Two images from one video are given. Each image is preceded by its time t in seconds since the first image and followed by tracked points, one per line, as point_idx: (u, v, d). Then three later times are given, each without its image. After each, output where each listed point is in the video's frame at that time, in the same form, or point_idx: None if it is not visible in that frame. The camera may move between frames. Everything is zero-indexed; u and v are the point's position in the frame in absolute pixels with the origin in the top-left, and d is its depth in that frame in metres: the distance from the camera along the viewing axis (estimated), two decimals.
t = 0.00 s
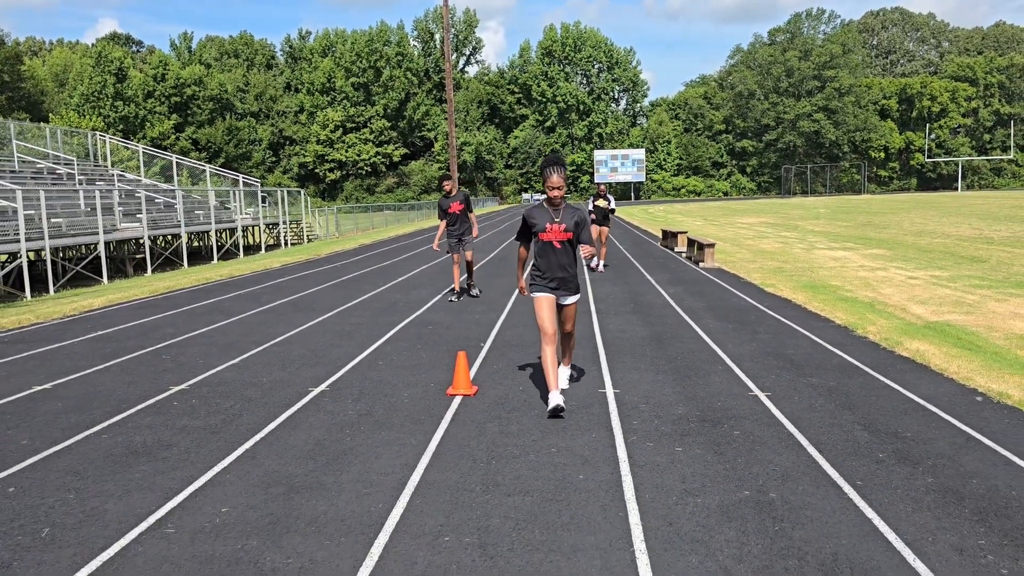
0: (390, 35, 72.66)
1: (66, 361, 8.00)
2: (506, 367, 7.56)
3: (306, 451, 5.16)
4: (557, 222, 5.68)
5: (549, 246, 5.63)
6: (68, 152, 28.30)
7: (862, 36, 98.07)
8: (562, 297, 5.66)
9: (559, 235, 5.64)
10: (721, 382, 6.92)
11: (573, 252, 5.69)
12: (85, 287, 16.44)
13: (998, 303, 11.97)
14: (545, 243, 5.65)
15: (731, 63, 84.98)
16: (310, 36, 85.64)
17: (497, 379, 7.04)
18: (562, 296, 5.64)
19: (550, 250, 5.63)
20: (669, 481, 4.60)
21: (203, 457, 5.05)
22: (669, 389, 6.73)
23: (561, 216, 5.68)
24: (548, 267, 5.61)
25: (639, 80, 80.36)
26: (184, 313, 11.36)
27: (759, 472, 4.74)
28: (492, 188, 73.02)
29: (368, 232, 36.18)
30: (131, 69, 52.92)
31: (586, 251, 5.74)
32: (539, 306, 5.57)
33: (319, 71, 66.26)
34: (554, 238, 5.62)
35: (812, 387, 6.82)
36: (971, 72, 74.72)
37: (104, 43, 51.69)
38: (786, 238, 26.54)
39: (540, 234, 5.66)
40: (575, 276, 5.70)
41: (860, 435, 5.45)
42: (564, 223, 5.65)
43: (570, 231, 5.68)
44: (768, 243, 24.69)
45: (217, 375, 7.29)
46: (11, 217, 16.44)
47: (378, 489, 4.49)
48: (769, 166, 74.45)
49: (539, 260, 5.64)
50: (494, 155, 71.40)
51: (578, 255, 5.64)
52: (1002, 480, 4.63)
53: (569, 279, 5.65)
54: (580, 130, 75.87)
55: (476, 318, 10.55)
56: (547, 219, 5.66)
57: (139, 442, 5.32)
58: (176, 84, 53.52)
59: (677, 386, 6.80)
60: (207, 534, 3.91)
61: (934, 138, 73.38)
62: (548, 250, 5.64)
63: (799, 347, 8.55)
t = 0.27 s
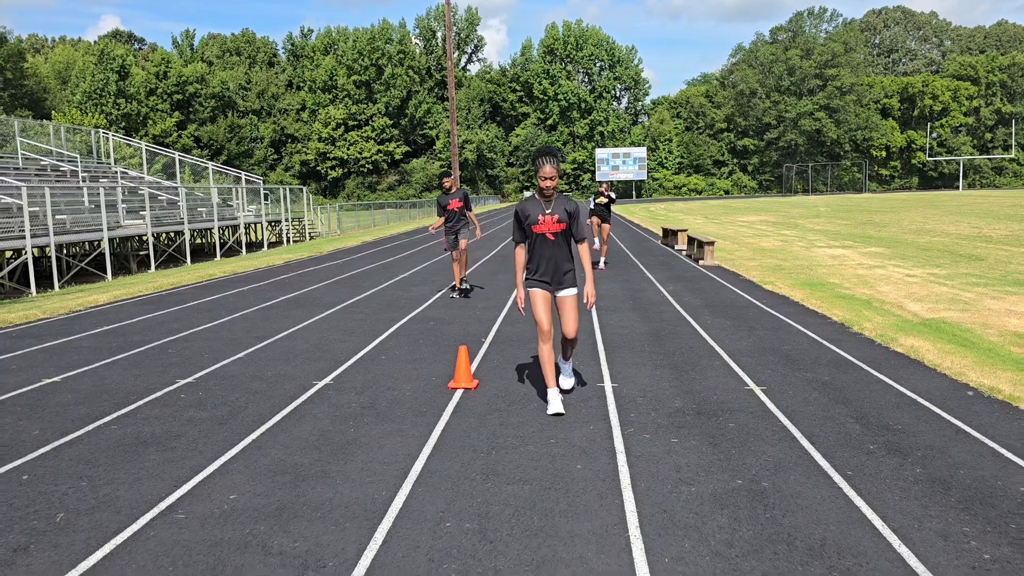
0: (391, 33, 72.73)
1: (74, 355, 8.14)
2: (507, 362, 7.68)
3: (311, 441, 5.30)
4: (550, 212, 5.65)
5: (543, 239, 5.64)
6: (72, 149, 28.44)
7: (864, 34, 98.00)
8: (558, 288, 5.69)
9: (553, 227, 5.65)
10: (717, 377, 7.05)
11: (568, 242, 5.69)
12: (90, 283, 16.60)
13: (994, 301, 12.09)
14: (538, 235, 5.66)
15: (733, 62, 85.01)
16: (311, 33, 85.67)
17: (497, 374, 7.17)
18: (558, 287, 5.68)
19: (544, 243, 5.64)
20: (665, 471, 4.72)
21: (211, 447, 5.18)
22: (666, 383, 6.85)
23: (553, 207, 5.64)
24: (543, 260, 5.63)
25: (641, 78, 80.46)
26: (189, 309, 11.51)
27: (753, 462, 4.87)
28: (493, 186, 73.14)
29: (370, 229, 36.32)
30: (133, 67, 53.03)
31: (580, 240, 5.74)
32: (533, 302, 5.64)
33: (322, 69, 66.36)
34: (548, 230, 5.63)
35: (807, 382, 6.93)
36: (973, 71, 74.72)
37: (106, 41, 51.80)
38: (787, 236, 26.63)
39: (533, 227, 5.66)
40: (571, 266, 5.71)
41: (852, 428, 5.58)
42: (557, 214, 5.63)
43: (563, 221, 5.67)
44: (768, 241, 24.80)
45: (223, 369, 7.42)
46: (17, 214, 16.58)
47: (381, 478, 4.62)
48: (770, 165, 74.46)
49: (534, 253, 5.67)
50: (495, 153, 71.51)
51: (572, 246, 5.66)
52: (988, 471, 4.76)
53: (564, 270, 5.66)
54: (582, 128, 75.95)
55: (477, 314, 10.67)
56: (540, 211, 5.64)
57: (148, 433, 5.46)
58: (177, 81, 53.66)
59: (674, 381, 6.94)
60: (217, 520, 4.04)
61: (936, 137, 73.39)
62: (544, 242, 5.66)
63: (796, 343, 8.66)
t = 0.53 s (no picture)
0: (394, 32, 72.88)
1: (83, 349, 8.32)
2: (508, 357, 7.84)
3: (317, 431, 5.47)
4: (546, 207, 5.80)
5: (542, 233, 5.79)
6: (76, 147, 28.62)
7: (867, 33, 97.93)
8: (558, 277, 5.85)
9: (551, 221, 5.80)
10: (713, 371, 7.20)
11: (567, 235, 5.85)
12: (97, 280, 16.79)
13: (989, 299, 12.23)
14: (537, 230, 5.81)
15: (735, 61, 85.06)
16: (314, 32, 85.90)
17: (498, 368, 7.33)
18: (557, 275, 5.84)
19: (544, 237, 5.79)
20: (660, 461, 4.87)
21: (220, 437, 5.35)
22: (663, 377, 7.00)
23: (550, 201, 5.79)
24: (544, 254, 5.79)
25: (644, 77, 80.45)
26: (195, 305, 11.68)
27: (745, 452, 5.03)
28: (496, 185, 73.25)
29: (373, 228, 36.49)
30: (137, 65, 53.20)
31: (577, 231, 5.91)
32: (537, 298, 5.76)
33: (325, 68, 66.72)
34: (546, 225, 5.78)
35: (801, 376, 7.07)
36: (976, 70, 74.66)
37: (110, 39, 51.97)
38: (787, 235, 26.75)
39: (532, 222, 5.79)
40: (569, 257, 5.89)
41: (844, 420, 5.72)
42: (553, 208, 5.77)
43: (560, 214, 5.82)
44: (769, 239, 24.91)
45: (230, 363, 7.59)
46: (24, 212, 16.75)
47: (385, 465, 4.78)
48: (773, 164, 74.45)
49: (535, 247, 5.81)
50: (497, 151, 71.60)
51: (570, 238, 5.83)
52: (973, 461, 4.91)
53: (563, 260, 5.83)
54: (584, 127, 76.06)
55: (479, 311, 10.84)
56: (536, 207, 5.76)
57: (158, 423, 5.62)
58: (181, 79, 53.85)
59: (671, 374, 7.09)
60: (227, 504, 4.19)
61: (938, 136, 73.35)
62: (543, 237, 5.81)
63: (792, 339, 8.81)
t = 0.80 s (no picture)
0: (396, 30, 72.99)
1: (94, 344, 8.49)
2: (509, 351, 7.99)
3: (326, 422, 5.63)
4: (548, 205, 5.96)
5: (543, 230, 5.94)
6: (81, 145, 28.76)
7: (869, 31, 97.88)
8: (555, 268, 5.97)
9: (552, 219, 5.95)
10: (710, 365, 7.37)
11: (568, 234, 6.00)
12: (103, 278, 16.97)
13: (985, 295, 12.37)
14: (538, 228, 5.96)
15: (737, 59, 85.11)
16: (316, 30, 85.94)
17: (501, 362, 7.49)
18: (554, 267, 5.95)
19: (544, 234, 5.95)
20: (658, 450, 5.03)
21: (231, 427, 5.53)
22: (661, 370, 7.17)
23: (552, 201, 5.94)
24: (544, 250, 5.92)
25: (646, 76, 80.52)
26: (202, 301, 11.85)
27: (740, 441, 5.20)
28: (497, 183, 73.32)
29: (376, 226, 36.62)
30: (139, 63, 53.33)
31: (577, 229, 6.05)
32: (538, 293, 5.87)
33: (326, 67, 66.58)
34: (547, 223, 5.93)
35: (797, 370, 7.21)
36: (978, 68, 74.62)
37: (113, 38, 52.09)
38: (787, 233, 26.87)
39: (533, 221, 5.95)
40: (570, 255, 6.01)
41: (836, 411, 5.89)
42: (555, 208, 5.93)
43: (562, 213, 5.97)
44: (769, 238, 25.02)
45: (238, 357, 7.78)
46: (31, 210, 16.89)
47: (393, 454, 4.95)
48: (775, 162, 74.39)
49: (535, 245, 5.95)
50: (499, 150, 71.65)
51: (569, 237, 5.98)
52: (960, 450, 5.08)
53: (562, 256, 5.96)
54: (586, 126, 76.19)
55: (481, 307, 11.01)
56: (538, 205, 5.93)
57: (171, 414, 5.80)
58: (183, 77, 53.99)
59: (670, 368, 7.26)
60: (240, 489, 4.34)
61: (940, 135, 73.33)
62: (543, 235, 5.96)
63: (789, 334, 8.95)
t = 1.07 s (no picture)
0: (395, 29, 73.08)
1: (102, 341, 8.63)
2: (511, 347, 8.14)
3: (333, 415, 5.78)
4: (550, 204, 6.08)
5: (544, 229, 6.08)
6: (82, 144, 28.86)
7: (867, 29, 98.08)
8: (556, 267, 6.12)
9: (553, 218, 6.09)
10: (708, 360, 7.52)
11: (567, 232, 6.15)
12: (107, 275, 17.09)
13: (980, 292, 12.54)
14: (540, 226, 6.10)
15: (735, 57, 85.26)
16: (315, 29, 86.04)
17: (503, 357, 7.65)
18: (556, 267, 6.11)
19: (545, 233, 6.09)
20: (657, 441, 5.17)
21: (241, 420, 5.67)
22: (660, 365, 7.33)
23: (553, 200, 6.05)
24: (545, 249, 6.07)
25: (644, 74, 80.62)
26: (205, 299, 11.98)
27: (737, 432, 5.35)
28: (496, 181, 73.40)
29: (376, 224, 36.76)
30: (138, 62, 53.37)
31: (577, 228, 6.20)
32: (539, 292, 6.05)
33: (325, 64, 66.88)
34: (549, 222, 6.07)
35: (793, 364, 7.37)
36: (976, 67, 74.80)
37: (111, 37, 52.08)
38: (785, 231, 27.03)
39: (535, 219, 6.08)
40: (570, 253, 6.16)
41: (830, 404, 6.06)
42: (557, 206, 6.05)
43: (564, 212, 6.10)
44: (767, 235, 25.18)
45: (244, 353, 7.92)
46: (34, 208, 17.02)
47: (399, 445, 5.10)
48: (773, 161, 74.51)
49: (536, 244, 6.09)
50: (498, 148, 71.70)
51: (570, 236, 6.12)
52: (950, 441, 5.24)
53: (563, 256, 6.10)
54: (585, 124, 76.37)
55: (482, 304, 11.15)
56: (540, 203, 6.04)
57: (182, 407, 5.93)
58: (183, 76, 54.09)
59: (668, 363, 7.42)
60: (253, 478, 4.49)
61: (938, 133, 73.48)
62: (544, 233, 6.11)
63: (786, 331, 9.11)
